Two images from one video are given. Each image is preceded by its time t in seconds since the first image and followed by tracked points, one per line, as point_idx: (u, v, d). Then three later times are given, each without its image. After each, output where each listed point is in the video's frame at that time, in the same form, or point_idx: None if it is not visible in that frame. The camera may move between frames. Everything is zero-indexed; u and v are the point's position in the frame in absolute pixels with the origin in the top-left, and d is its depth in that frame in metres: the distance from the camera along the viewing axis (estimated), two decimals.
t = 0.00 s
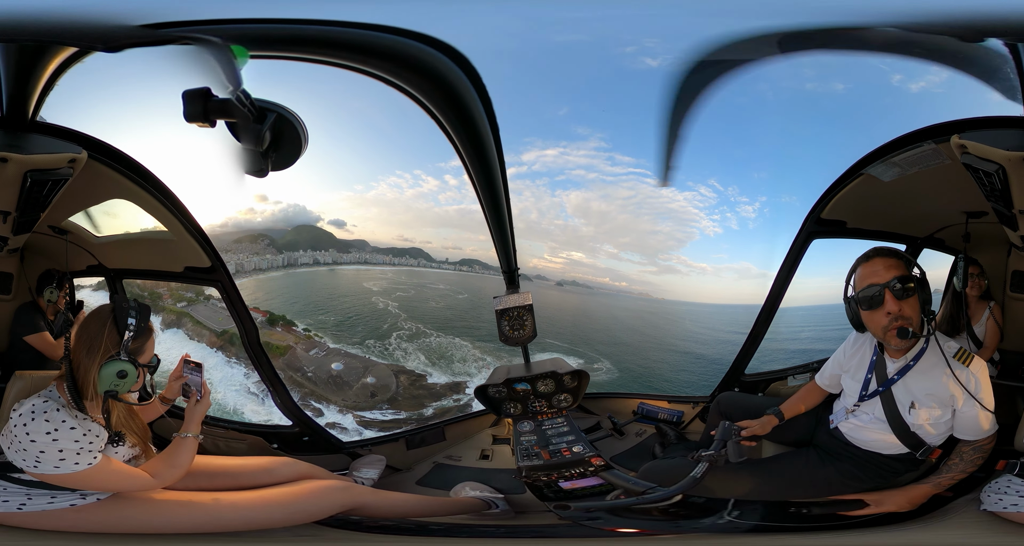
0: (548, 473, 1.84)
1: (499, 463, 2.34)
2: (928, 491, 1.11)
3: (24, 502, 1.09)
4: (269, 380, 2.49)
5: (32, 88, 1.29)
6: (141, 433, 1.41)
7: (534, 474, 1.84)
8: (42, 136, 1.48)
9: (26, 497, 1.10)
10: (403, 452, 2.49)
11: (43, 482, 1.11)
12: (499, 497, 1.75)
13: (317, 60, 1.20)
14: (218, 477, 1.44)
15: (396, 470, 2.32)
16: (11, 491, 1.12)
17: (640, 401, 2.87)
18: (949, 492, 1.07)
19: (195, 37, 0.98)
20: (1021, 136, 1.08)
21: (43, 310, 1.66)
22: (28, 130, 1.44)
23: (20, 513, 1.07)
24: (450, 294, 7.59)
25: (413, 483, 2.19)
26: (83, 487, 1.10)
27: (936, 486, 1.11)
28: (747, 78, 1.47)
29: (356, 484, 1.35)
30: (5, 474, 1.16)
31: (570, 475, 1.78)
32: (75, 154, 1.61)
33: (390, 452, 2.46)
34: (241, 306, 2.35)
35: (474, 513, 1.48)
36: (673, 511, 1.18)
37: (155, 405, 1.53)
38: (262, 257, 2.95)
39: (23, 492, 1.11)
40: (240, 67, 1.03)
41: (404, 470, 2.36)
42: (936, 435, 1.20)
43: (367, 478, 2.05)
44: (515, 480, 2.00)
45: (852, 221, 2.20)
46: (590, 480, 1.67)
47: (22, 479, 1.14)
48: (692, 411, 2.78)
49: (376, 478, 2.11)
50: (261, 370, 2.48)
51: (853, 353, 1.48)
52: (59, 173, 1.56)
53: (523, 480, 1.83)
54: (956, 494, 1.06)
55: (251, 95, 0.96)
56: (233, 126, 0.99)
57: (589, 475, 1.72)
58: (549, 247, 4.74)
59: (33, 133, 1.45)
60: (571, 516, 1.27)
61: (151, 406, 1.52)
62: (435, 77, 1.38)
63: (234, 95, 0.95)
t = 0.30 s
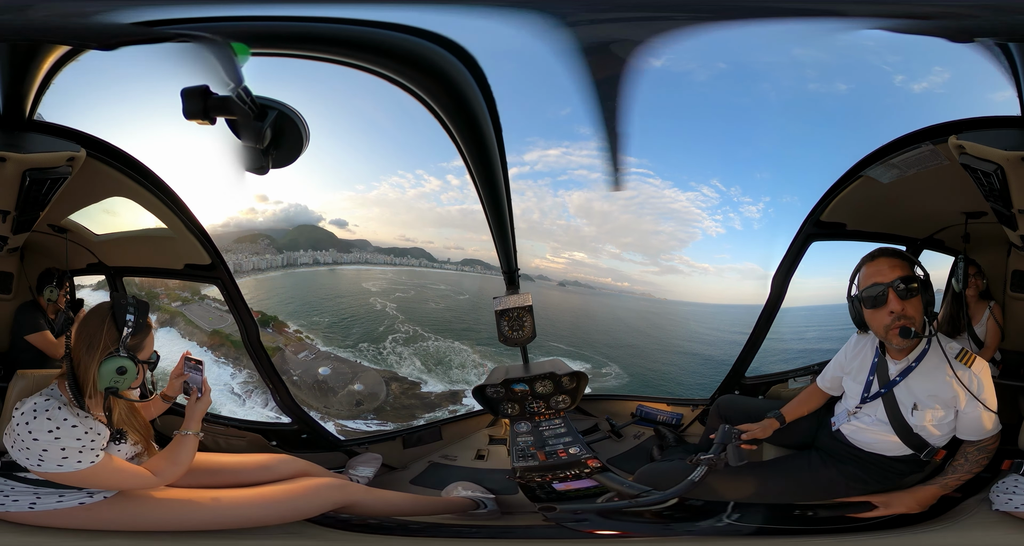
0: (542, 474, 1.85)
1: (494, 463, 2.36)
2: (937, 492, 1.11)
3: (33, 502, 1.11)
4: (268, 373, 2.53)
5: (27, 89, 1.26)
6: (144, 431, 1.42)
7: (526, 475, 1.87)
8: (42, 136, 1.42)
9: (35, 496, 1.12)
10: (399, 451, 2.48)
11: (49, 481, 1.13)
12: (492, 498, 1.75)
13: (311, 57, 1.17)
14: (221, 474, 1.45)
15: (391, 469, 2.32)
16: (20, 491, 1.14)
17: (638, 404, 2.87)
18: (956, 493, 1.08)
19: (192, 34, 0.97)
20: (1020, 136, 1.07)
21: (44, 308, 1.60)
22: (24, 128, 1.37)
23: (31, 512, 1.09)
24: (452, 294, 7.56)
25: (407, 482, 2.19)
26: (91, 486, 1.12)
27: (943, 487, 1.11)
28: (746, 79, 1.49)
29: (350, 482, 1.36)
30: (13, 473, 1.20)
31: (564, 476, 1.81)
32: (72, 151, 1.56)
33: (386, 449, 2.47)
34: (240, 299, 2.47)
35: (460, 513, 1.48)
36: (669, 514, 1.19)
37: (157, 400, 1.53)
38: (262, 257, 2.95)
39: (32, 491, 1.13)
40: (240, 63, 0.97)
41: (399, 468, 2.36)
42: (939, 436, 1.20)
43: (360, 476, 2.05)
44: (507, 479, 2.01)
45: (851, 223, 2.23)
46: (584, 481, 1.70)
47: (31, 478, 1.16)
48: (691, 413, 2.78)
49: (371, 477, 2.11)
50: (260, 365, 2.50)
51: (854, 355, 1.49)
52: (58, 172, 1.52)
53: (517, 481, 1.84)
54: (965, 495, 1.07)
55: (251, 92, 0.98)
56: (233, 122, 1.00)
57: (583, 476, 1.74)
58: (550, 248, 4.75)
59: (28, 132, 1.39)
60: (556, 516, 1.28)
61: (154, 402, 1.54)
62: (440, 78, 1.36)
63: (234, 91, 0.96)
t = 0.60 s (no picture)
0: (537, 475, 1.87)
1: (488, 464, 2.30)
2: (944, 493, 1.11)
3: (43, 501, 1.10)
4: (269, 373, 2.52)
5: (22, 90, 1.20)
6: (144, 428, 1.42)
7: (521, 475, 1.87)
8: (39, 135, 1.37)
9: (42, 496, 1.11)
10: (395, 449, 2.49)
11: (54, 480, 1.12)
12: (482, 497, 1.77)
13: (315, 54, 1.18)
14: (221, 472, 1.45)
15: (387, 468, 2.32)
16: (27, 488, 1.13)
17: (636, 405, 2.87)
18: (966, 494, 1.07)
19: (195, 33, 0.98)
20: (1017, 137, 1.08)
21: (45, 307, 1.61)
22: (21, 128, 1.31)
23: (41, 511, 1.07)
24: (453, 295, 7.55)
25: (403, 481, 2.19)
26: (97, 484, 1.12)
27: (950, 488, 1.12)
28: (749, 80, 1.49)
29: (347, 480, 1.37)
30: (17, 472, 1.18)
31: (559, 476, 1.83)
32: (70, 151, 1.54)
33: (383, 447, 2.48)
34: (241, 297, 2.43)
35: (447, 512, 1.48)
36: (659, 516, 1.19)
37: (157, 398, 1.53)
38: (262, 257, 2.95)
39: (39, 491, 1.12)
40: (239, 61, 0.96)
41: (395, 467, 2.35)
42: (942, 437, 1.19)
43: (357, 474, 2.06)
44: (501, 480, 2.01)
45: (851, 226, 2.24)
46: (578, 482, 1.72)
47: (34, 477, 1.15)
48: (690, 415, 2.78)
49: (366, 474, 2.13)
50: (262, 364, 2.50)
51: (856, 357, 1.48)
52: (57, 172, 1.51)
53: (511, 481, 1.85)
54: (973, 496, 1.07)
55: (251, 91, 0.95)
56: (232, 121, 0.98)
57: (578, 477, 1.76)
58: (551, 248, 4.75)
59: (27, 132, 1.33)
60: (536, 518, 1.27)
61: (155, 400, 1.53)
62: (443, 73, 1.36)
63: (234, 91, 0.92)
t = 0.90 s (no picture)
0: (531, 476, 1.85)
1: (484, 462, 2.32)
2: (949, 494, 1.09)
3: (51, 500, 1.11)
4: (269, 372, 2.49)
5: (19, 88, 1.20)
6: (145, 426, 1.42)
7: (515, 475, 1.87)
8: (38, 135, 1.36)
9: (49, 495, 1.12)
10: (392, 448, 2.49)
11: (61, 479, 1.13)
12: (473, 496, 1.78)
13: (311, 52, 1.17)
14: (220, 469, 1.45)
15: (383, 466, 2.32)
16: (34, 487, 1.14)
17: (634, 407, 2.88)
18: (972, 494, 1.06)
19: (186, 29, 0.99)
20: (1016, 137, 1.08)
21: (46, 306, 1.61)
22: (20, 128, 1.30)
23: (49, 511, 1.08)
24: (453, 295, 7.55)
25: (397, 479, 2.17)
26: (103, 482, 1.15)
27: (956, 489, 1.09)
28: (754, 80, 1.49)
29: (343, 478, 1.38)
30: (21, 472, 1.19)
31: (554, 477, 1.84)
32: (69, 151, 1.54)
33: (380, 446, 2.48)
34: (240, 296, 2.41)
35: (434, 511, 1.49)
36: (649, 519, 1.19)
37: (158, 397, 1.53)
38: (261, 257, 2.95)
39: (45, 490, 1.13)
40: (240, 61, 1.01)
41: (390, 465, 2.34)
42: (945, 438, 1.18)
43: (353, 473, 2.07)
44: (495, 480, 2.01)
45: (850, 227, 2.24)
46: (571, 484, 1.73)
47: (40, 477, 1.16)
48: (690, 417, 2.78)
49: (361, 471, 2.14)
50: (260, 361, 2.48)
51: (856, 360, 1.47)
52: (54, 172, 1.50)
53: (505, 482, 1.85)
54: (981, 496, 1.05)
55: (251, 88, 0.98)
56: (233, 118, 0.99)
57: (571, 479, 1.77)
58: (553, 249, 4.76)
59: (25, 131, 1.32)
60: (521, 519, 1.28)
61: (157, 397, 1.52)
62: (444, 71, 1.35)
63: (233, 88, 0.96)
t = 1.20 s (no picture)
0: (527, 475, 1.85)
1: (480, 462, 2.30)
2: (953, 495, 1.11)
3: (57, 500, 1.13)
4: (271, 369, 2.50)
5: (15, 87, 1.20)
6: (148, 425, 1.42)
7: (510, 474, 1.86)
8: (35, 135, 1.35)
9: (55, 495, 1.13)
10: (391, 446, 2.49)
11: (66, 479, 1.15)
12: (468, 496, 1.76)
13: (320, 51, 1.18)
14: (221, 467, 1.46)
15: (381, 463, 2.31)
16: (36, 487, 1.15)
17: (632, 408, 2.89)
18: (976, 495, 1.09)
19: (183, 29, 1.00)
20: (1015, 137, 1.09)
21: (46, 307, 1.60)
22: (17, 128, 1.30)
23: (58, 510, 1.11)
24: (454, 295, 7.54)
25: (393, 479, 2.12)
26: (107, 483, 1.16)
27: (961, 490, 1.12)
28: (756, 81, 1.49)
29: (341, 476, 1.39)
30: (25, 471, 1.19)
31: (550, 477, 1.83)
32: (68, 150, 1.52)
33: (378, 444, 2.48)
34: (241, 296, 2.42)
35: (427, 510, 1.49)
36: (640, 519, 1.22)
37: (161, 395, 1.51)
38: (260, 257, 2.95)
39: (50, 490, 1.14)
40: (237, 57, 1.02)
41: (388, 464, 2.34)
42: (946, 439, 1.18)
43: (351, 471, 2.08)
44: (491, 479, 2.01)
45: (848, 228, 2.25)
46: (566, 484, 1.73)
47: (43, 476, 1.17)
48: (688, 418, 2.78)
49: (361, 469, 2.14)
50: (262, 358, 2.50)
51: (855, 362, 1.48)
52: (53, 171, 1.50)
53: (501, 481, 1.84)
54: (984, 498, 1.08)
55: (248, 87, 1.01)
56: (232, 117, 1.02)
57: (567, 479, 1.76)
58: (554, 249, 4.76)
59: (22, 131, 1.31)
60: (509, 517, 1.31)
61: (156, 396, 1.51)
62: (445, 68, 1.34)
63: (230, 86, 0.99)
